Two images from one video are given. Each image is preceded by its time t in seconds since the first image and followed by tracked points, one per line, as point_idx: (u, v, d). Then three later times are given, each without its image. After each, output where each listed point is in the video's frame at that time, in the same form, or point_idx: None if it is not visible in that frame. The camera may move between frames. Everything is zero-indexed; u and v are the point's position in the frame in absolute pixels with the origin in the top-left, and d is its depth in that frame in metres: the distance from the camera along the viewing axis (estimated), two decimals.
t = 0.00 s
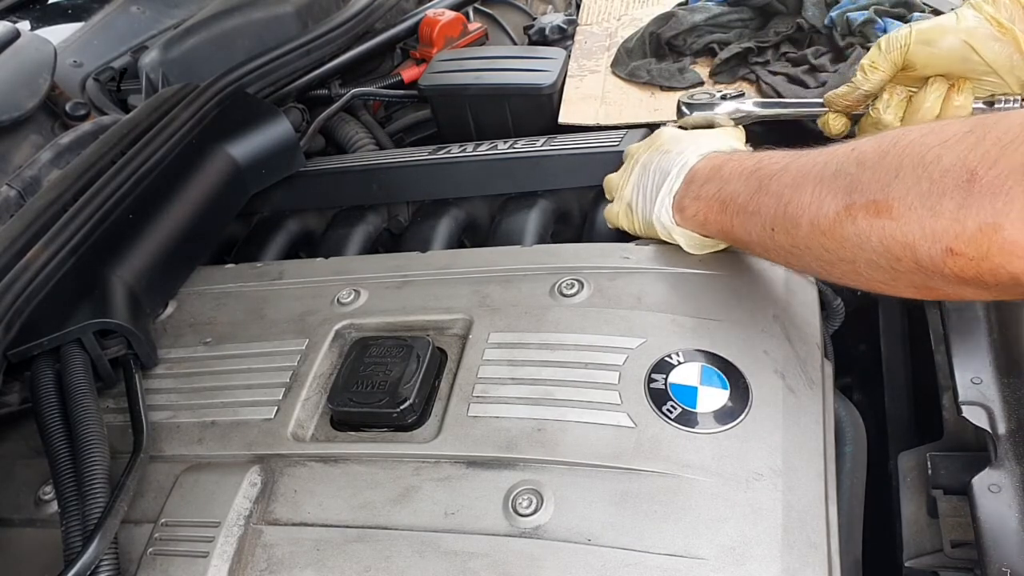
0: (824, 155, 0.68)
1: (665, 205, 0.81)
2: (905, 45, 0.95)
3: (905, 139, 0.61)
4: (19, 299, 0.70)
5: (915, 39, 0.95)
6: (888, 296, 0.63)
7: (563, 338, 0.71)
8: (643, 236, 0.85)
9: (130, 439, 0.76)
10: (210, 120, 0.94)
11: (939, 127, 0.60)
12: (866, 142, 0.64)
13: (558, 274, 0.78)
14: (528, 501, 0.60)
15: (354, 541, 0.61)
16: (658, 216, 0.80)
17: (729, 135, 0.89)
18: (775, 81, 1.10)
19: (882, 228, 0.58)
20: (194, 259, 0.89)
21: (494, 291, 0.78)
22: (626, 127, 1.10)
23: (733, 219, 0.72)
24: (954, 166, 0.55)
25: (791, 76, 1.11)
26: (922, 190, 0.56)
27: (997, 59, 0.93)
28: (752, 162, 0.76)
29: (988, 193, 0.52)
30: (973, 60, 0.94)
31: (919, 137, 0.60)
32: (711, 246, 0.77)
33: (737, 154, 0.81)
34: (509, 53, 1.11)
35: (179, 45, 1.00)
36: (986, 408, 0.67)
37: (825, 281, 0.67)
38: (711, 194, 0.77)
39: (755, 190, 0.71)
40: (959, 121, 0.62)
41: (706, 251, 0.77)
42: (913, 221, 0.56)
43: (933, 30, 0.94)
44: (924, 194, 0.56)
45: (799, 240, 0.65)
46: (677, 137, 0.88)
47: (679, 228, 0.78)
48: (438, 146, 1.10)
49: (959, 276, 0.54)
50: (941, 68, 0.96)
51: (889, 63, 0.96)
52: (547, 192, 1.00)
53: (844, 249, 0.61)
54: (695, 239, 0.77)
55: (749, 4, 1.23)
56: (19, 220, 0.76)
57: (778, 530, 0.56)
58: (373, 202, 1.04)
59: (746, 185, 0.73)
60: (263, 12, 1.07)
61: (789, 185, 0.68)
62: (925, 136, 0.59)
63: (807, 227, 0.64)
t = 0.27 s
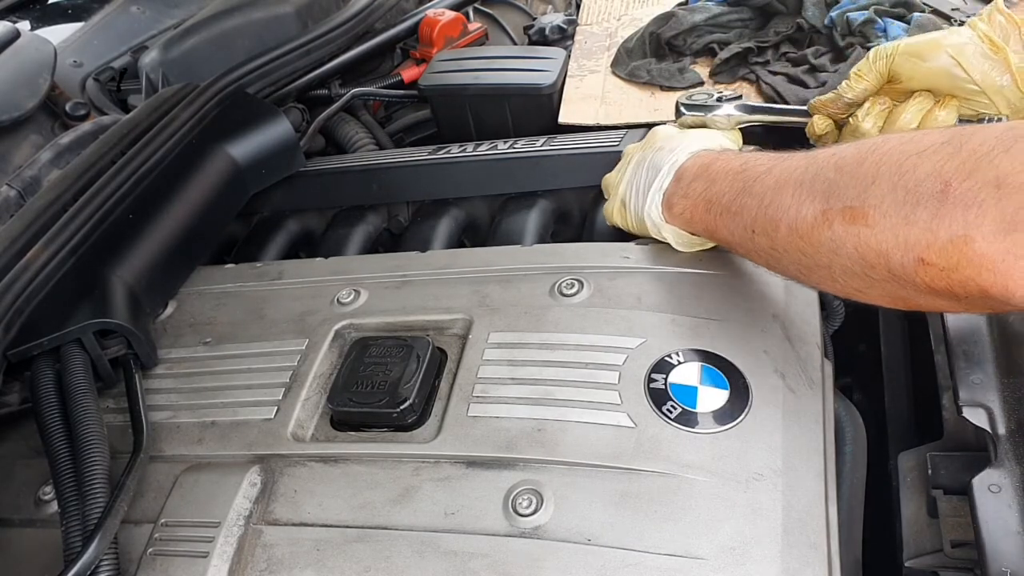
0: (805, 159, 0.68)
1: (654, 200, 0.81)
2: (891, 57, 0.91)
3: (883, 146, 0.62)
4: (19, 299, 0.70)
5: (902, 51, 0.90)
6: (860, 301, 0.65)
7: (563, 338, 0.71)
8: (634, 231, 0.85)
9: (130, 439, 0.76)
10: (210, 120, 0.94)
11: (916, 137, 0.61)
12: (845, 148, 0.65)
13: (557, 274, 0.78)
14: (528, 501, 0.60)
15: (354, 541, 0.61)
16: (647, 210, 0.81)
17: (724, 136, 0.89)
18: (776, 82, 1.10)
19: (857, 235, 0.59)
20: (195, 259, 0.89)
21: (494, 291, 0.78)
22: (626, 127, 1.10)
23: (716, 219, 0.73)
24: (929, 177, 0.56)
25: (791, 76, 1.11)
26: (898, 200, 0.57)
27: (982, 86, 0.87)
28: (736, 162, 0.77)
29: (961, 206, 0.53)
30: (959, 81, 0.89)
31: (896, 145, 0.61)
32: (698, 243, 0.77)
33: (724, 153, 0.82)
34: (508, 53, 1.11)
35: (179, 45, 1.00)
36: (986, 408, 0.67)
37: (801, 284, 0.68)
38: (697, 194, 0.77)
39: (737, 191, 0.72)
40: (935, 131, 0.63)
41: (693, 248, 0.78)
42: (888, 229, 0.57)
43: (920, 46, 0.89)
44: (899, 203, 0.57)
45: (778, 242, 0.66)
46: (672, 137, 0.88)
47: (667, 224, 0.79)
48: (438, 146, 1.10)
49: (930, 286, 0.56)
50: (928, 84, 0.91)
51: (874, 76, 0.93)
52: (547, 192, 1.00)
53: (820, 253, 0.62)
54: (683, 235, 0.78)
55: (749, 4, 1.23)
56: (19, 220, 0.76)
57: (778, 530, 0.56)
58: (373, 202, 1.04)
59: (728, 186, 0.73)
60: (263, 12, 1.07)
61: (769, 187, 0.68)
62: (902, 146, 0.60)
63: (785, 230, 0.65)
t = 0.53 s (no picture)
0: (802, 164, 0.69)
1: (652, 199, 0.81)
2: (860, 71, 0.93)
3: (877, 154, 0.62)
4: (19, 299, 0.70)
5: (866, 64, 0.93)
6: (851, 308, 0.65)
7: (563, 338, 0.71)
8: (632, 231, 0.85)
9: (130, 439, 0.76)
10: (210, 120, 0.94)
11: (910, 144, 0.62)
12: (841, 154, 0.66)
13: (557, 274, 0.78)
14: (528, 501, 0.60)
15: (354, 541, 0.61)
16: (645, 209, 0.81)
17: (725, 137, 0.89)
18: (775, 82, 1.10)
19: (849, 242, 0.60)
20: (195, 259, 0.89)
21: (494, 291, 0.78)
22: (626, 127, 1.10)
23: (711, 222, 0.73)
24: (920, 187, 0.56)
25: (791, 76, 1.11)
26: (889, 208, 0.57)
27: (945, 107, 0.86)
28: (734, 166, 0.77)
29: (951, 216, 0.53)
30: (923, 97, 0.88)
31: (890, 154, 0.61)
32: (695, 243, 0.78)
33: (723, 156, 0.82)
34: (509, 53, 1.11)
35: (179, 45, 1.00)
36: (986, 408, 0.67)
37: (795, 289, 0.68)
38: (694, 196, 0.78)
39: (733, 195, 0.72)
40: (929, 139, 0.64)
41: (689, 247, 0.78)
42: (879, 237, 0.57)
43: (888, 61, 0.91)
44: (891, 212, 0.57)
45: (771, 246, 0.66)
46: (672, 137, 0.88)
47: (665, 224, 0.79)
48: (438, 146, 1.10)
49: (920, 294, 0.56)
50: (896, 100, 0.91)
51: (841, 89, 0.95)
52: (547, 192, 1.00)
53: (813, 258, 0.63)
54: (679, 235, 0.78)
55: (749, 4, 1.23)
56: (19, 220, 0.76)
57: (778, 530, 0.56)
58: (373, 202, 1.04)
59: (725, 189, 0.74)
60: (263, 12, 1.07)
61: (765, 192, 0.69)
62: (895, 154, 0.61)
63: (780, 235, 0.65)
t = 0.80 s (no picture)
0: (814, 163, 0.69)
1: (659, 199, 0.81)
2: (896, 26, 0.97)
3: (892, 154, 0.62)
4: (19, 299, 0.70)
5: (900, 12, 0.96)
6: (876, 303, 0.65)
7: (564, 338, 0.71)
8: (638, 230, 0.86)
9: (130, 439, 0.76)
10: (209, 120, 0.94)
11: (923, 142, 0.61)
12: (853, 154, 0.65)
13: (557, 274, 0.78)
14: (528, 501, 0.60)
15: (354, 541, 0.61)
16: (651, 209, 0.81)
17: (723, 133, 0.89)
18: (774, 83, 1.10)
19: (873, 245, 0.60)
20: (194, 259, 0.89)
21: (494, 290, 0.78)
22: (626, 127, 1.10)
23: (725, 225, 0.73)
24: (942, 188, 0.56)
25: (791, 76, 1.11)
26: (913, 210, 0.57)
27: (949, 23, 0.96)
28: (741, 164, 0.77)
29: (978, 216, 0.54)
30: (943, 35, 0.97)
31: (906, 151, 0.61)
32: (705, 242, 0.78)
33: (727, 153, 0.82)
34: (508, 53, 1.11)
35: (179, 45, 1.00)
36: (986, 408, 0.67)
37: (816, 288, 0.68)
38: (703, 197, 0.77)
39: (745, 197, 0.72)
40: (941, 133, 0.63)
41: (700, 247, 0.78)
42: (904, 239, 0.57)
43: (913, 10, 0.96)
44: (914, 214, 0.57)
45: (791, 250, 0.66)
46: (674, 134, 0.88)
47: (674, 224, 0.79)
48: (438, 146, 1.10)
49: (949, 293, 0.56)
50: (933, 42, 0.97)
51: (880, 45, 0.97)
52: (547, 192, 1.00)
53: (836, 262, 0.63)
54: (689, 235, 0.78)
55: (749, 5, 1.23)
56: (19, 220, 0.76)
57: (778, 530, 0.56)
58: (373, 202, 1.04)
59: (736, 190, 0.74)
60: (262, 12, 1.07)
61: (779, 194, 0.69)
62: (911, 152, 0.61)
63: (799, 239, 0.65)
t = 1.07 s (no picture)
0: (810, 151, 0.69)
1: (647, 192, 0.81)
2: None
3: (893, 139, 0.62)
4: (19, 299, 0.70)
5: None
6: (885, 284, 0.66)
7: (564, 338, 0.71)
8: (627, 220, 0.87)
9: (130, 439, 0.76)
10: (209, 120, 0.94)
11: (923, 125, 0.61)
12: (851, 140, 0.65)
13: (557, 274, 0.78)
14: (528, 501, 0.60)
15: (354, 541, 0.61)
16: (638, 203, 0.81)
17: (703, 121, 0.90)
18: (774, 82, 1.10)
19: (881, 232, 0.60)
20: (194, 259, 0.89)
21: (494, 290, 0.78)
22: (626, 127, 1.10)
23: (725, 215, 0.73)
24: (949, 173, 0.56)
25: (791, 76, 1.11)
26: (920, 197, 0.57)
27: None
28: (732, 152, 0.77)
29: (988, 200, 0.54)
30: None
31: (907, 137, 0.61)
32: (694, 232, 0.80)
33: (714, 141, 0.82)
34: (508, 53, 1.11)
35: (178, 45, 1.00)
36: (986, 408, 0.67)
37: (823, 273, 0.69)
38: (697, 189, 0.77)
39: (744, 187, 0.72)
40: (939, 113, 0.64)
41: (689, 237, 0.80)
42: (913, 225, 0.58)
43: None
44: (922, 201, 0.57)
45: (795, 240, 0.66)
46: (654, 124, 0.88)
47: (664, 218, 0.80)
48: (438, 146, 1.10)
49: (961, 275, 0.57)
50: None
51: None
52: (548, 192, 1.00)
53: (844, 250, 0.63)
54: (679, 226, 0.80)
55: (749, 4, 1.23)
56: (19, 220, 0.76)
57: (778, 530, 0.56)
58: (373, 202, 1.04)
59: (731, 180, 0.73)
60: (262, 12, 1.07)
61: (779, 184, 0.69)
62: (912, 139, 0.60)
63: (803, 229, 0.65)
